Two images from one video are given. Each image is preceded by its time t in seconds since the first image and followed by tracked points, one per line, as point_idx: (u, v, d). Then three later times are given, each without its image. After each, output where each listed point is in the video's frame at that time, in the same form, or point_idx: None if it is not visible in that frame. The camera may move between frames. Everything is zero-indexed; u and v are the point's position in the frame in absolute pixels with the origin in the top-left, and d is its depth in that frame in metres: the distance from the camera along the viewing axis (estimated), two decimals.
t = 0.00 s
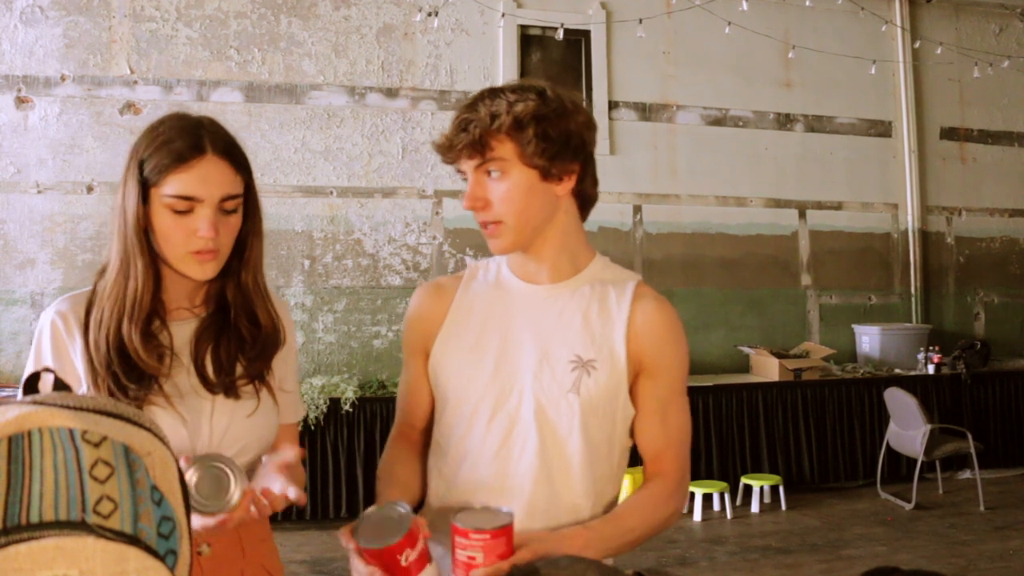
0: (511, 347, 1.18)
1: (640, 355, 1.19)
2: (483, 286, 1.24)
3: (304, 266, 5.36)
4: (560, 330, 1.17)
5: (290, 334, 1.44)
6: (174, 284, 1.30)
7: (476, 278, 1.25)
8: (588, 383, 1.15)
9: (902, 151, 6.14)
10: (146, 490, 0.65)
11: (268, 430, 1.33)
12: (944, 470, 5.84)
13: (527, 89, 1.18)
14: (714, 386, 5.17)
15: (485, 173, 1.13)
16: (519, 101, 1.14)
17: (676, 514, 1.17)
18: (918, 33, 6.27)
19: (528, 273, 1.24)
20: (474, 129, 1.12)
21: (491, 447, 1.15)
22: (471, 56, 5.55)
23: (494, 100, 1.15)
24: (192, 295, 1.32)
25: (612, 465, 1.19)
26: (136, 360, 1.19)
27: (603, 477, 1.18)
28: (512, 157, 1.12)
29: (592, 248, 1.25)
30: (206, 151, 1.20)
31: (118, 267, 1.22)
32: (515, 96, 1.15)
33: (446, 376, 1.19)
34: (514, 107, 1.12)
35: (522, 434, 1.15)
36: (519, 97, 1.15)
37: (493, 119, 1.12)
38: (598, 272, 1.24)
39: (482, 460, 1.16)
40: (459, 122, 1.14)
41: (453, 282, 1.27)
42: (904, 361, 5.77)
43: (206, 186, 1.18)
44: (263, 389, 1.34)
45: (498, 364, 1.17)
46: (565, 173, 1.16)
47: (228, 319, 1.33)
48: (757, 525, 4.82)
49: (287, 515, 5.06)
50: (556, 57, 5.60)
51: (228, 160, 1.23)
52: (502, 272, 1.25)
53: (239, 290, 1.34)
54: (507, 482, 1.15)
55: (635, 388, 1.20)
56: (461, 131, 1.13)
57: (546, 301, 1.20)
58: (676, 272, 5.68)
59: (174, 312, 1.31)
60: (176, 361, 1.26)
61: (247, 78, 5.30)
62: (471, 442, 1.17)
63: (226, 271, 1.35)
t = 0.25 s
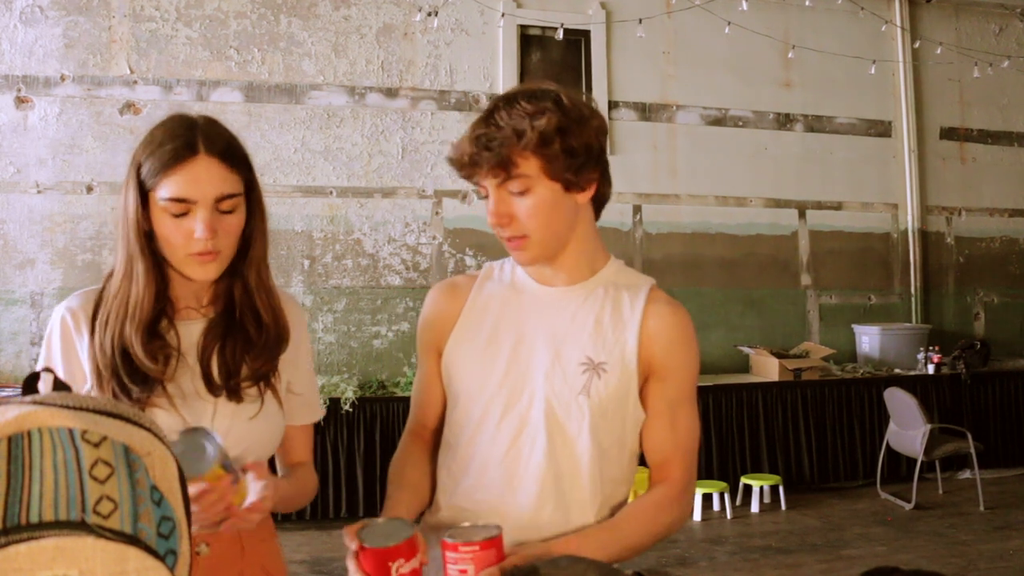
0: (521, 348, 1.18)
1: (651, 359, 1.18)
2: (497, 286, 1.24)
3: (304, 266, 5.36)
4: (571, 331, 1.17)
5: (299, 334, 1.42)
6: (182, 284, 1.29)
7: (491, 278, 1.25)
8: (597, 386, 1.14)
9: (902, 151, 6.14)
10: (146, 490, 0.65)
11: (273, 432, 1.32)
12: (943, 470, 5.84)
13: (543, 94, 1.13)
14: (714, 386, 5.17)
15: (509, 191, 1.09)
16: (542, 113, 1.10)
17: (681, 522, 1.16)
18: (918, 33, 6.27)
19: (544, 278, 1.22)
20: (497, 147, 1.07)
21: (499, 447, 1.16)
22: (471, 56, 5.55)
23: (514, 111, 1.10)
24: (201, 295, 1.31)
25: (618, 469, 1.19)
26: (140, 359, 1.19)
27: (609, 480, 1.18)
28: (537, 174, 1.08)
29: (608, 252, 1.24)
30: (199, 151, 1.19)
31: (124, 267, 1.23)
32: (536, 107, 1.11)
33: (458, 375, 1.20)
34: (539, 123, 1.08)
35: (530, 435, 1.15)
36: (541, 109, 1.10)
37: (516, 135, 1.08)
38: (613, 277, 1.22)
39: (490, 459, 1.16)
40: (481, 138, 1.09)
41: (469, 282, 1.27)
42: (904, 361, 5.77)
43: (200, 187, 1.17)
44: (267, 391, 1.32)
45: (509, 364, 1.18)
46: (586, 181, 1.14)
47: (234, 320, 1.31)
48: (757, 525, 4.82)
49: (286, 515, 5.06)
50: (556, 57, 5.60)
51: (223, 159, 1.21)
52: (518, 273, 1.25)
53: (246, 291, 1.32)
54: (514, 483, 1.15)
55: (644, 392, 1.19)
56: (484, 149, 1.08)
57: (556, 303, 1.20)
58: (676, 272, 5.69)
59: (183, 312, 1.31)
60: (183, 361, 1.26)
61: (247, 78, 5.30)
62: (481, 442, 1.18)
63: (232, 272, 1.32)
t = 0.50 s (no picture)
0: (516, 350, 1.18)
1: (644, 356, 1.18)
2: (489, 287, 1.23)
3: (304, 266, 5.36)
4: (566, 330, 1.18)
5: (310, 338, 1.35)
6: (186, 286, 1.27)
7: (482, 279, 1.24)
8: (593, 385, 1.15)
9: (902, 151, 6.14)
10: (146, 490, 0.66)
11: (275, 437, 1.28)
12: (944, 470, 5.85)
13: (537, 100, 1.11)
14: (713, 386, 5.17)
15: (513, 206, 1.08)
16: (543, 124, 1.08)
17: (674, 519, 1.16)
18: (918, 33, 6.27)
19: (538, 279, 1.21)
20: (503, 166, 1.05)
21: (495, 449, 1.16)
22: (471, 56, 5.54)
23: (513, 123, 1.08)
24: (206, 296, 1.28)
25: (613, 468, 1.18)
26: (134, 365, 1.18)
27: (604, 480, 1.18)
28: (542, 188, 1.08)
29: (599, 251, 1.24)
30: (176, 153, 1.14)
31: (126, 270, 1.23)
32: (536, 118, 1.09)
33: (452, 379, 1.19)
34: (542, 138, 1.07)
35: (528, 435, 1.15)
36: (541, 120, 1.09)
37: (520, 152, 1.06)
38: (605, 275, 1.23)
39: (486, 461, 1.16)
40: (483, 154, 1.06)
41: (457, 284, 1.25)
42: (904, 361, 5.78)
43: (179, 190, 1.13)
44: (269, 396, 1.27)
45: (504, 366, 1.17)
46: (585, 192, 1.14)
47: (237, 322, 1.26)
48: (757, 525, 4.82)
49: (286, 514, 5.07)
50: (556, 57, 5.60)
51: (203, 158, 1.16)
52: (509, 274, 1.24)
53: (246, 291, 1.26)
54: (512, 487, 1.15)
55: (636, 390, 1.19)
56: (488, 167, 1.05)
57: (549, 305, 1.20)
58: (676, 272, 5.69)
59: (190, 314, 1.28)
60: (183, 366, 1.24)
61: (247, 78, 5.30)
62: (477, 445, 1.17)
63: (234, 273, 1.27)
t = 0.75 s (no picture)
0: (498, 351, 1.18)
1: (622, 350, 1.18)
2: (464, 289, 1.21)
3: (303, 266, 5.36)
4: (547, 329, 1.18)
5: (312, 335, 1.24)
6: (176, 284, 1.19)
7: (456, 282, 1.23)
8: (574, 382, 1.15)
9: (902, 151, 6.15)
10: (146, 490, 0.66)
11: (272, 440, 1.20)
12: (943, 470, 5.85)
13: (512, 102, 1.09)
14: (713, 386, 5.17)
15: (492, 214, 1.07)
16: (521, 129, 1.06)
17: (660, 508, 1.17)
18: (917, 33, 6.27)
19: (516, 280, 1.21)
20: (484, 176, 1.03)
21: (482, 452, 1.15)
22: (471, 56, 5.54)
23: (491, 128, 1.05)
24: (197, 293, 1.20)
25: (599, 463, 1.19)
26: (122, 364, 1.14)
27: (590, 475, 1.18)
28: (521, 196, 1.07)
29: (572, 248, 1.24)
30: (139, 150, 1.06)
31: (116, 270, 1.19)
32: (513, 123, 1.06)
33: (433, 385, 1.17)
34: (520, 146, 1.05)
35: (514, 436, 1.15)
36: (518, 124, 1.06)
37: (500, 160, 1.04)
38: (581, 269, 1.23)
39: (472, 464, 1.16)
40: (461, 162, 1.04)
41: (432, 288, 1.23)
42: (904, 361, 5.78)
43: (142, 188, 1.04)
44: (264, 398, 1.17)
45: (486, 367, 1.17)
46: (564, 194, 1.13)
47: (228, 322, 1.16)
48: (756, 525, 4.81)
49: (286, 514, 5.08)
50: (556, 57, 5.59)
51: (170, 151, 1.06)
52: (484, 274, 1.23)
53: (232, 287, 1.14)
54: (500, 489, 1.15)
55: (616, 384, 1.19)
56: (468, 177, 1.03)
57: (529, 303, 1.20)
58: (676, 272, 5.69)
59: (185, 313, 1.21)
60: (175, 368, 1.17)
61: (247, 78, 5.30)
62: (464, 450, 1.17)
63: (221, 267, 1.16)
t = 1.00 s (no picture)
0: (478, 351, 1.17)
1: (598, 344, 1.19)
2: (437, 291, 1.20)
3: (303, 266, 5.36)
4: (525, 327, 1.18)
5: (291, 328, 1.19)
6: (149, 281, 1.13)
7: (427, 284, 1.21)
8: (554, 378, 1.16)
9: (902, 151, 6.15)
10: (146, 490, 0.66)
11: (258, 436, 1.15)
12: (943, 470, 5.85)
13: (487, 103, 1.07)
14: (713, 386, 5.16)
15: (470, 219, 1.06)
16: (498, 133, 1.04)
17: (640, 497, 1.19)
18: (917, 33, 6.28)
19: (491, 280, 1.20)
20: (463, 184, 1.02)
21: (466, 454, 1.15)
22: (470, 56, 5.54)
23: (467, 133, 1.03)
24: (170, 290, 1.13)
25: (580, 459, 1.20)
26: (93, 362, 1.08)
27: (572, 471, 1.19)
28: (501, 201, 1.06)
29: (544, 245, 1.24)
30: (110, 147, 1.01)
31: (88, 267, 1.13)
32: (490, 126, 1.05)
33: (412, 389, 1.16)
34: (498, 151, 1.04)
35: (498, 436, 1.15)
36: (495, 127, 1.05)
37: (478, 167, 1.02)
38: (554, 265, 1.23)
39: (458, 466, 1.15)
40: (438, 169, 1.02)
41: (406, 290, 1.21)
42: (904, 361, 5.78)
43: (111, 183, 0.99)
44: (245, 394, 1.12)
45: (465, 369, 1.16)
46: (542, 196, 1.13)
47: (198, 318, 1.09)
48: (756, 525, 4.81)
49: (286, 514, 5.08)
50: (556, 57, 5.58)
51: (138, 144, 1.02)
52: (455, 275, 1.22)
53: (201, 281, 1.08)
54: (486, 489, 1.15)
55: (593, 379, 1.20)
56: (445, 184, 1.02)
57: (506, 302, 1.20)
58: (675, 272, 5.69)
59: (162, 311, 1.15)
60: (153, 365, 1.11)
61: (247, 78, 5.30)
62: (448, 453, 1.16)
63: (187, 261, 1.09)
